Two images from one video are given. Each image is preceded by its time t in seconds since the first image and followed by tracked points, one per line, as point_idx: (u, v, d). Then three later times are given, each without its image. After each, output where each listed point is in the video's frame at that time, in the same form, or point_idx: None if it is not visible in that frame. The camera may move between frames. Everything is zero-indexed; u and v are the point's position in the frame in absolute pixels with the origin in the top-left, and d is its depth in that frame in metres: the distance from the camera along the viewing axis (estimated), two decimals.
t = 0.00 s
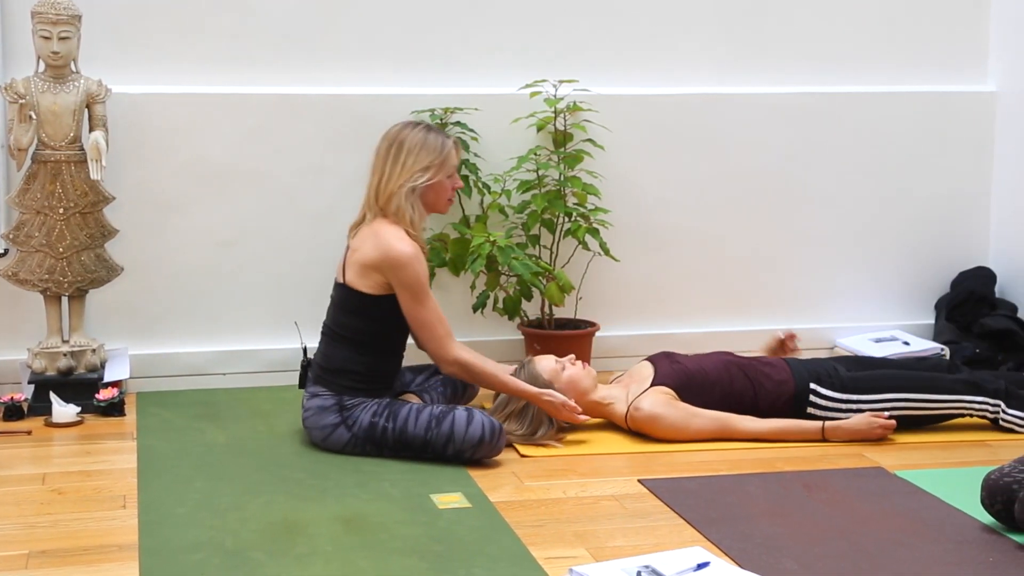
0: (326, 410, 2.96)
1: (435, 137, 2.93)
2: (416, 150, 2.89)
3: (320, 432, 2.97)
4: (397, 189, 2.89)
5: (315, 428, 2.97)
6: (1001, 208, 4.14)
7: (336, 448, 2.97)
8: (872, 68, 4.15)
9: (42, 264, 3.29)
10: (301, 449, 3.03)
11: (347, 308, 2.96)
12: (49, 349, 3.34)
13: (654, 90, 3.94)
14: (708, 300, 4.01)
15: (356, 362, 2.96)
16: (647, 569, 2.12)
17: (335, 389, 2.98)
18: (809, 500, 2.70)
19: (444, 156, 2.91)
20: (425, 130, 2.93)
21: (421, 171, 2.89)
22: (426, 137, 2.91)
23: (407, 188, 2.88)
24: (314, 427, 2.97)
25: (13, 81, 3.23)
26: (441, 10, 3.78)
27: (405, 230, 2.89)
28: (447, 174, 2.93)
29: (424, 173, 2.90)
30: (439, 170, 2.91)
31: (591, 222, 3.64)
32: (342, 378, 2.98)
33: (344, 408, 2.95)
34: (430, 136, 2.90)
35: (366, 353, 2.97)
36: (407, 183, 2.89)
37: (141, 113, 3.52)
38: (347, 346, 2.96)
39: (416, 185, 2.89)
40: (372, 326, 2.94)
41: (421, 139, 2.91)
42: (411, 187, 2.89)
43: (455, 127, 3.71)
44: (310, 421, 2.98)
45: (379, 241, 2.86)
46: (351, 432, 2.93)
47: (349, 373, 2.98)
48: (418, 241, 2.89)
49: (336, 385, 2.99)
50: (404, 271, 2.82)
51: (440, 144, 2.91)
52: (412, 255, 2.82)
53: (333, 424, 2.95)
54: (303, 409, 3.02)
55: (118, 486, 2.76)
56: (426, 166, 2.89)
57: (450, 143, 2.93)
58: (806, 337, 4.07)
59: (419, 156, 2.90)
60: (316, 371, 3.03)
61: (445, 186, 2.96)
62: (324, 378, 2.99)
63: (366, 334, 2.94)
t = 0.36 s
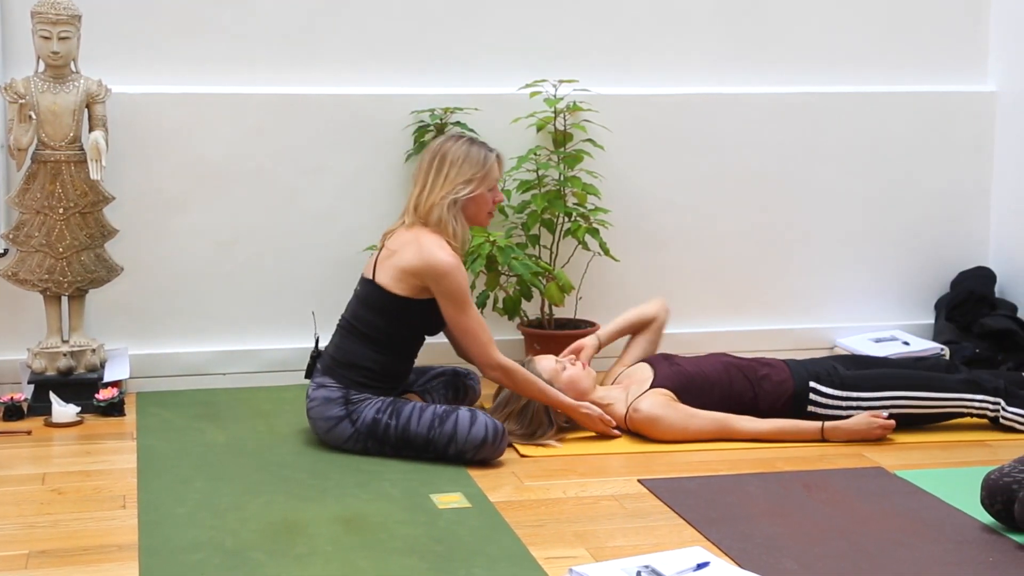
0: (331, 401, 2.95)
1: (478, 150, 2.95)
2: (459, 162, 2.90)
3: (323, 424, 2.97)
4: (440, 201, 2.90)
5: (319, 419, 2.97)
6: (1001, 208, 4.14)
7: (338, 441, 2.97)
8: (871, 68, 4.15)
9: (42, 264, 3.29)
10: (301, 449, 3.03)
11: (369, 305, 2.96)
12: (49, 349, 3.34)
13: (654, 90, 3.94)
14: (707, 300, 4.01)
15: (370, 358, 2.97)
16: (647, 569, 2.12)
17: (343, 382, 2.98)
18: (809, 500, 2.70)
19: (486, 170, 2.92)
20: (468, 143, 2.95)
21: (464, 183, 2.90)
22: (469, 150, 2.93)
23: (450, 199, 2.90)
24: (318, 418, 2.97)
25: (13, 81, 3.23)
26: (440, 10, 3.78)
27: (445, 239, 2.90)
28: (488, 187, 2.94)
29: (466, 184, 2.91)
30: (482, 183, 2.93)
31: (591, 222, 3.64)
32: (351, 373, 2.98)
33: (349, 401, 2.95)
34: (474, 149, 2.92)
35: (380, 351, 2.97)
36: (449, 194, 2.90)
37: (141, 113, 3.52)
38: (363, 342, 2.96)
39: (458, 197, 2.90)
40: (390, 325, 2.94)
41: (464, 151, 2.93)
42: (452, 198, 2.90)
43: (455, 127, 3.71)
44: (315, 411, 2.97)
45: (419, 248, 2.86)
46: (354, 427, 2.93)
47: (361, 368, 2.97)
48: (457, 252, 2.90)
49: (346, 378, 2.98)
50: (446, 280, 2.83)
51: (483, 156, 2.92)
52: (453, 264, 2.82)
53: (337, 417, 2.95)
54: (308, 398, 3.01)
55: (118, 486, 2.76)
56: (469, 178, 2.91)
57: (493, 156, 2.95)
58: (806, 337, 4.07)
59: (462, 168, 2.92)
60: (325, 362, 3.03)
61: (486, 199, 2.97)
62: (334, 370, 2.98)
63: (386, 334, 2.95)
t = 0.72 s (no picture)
0: (331, 398, 2.95)
1: (495, 160, 2.96)
2: (476, 171, 2.91)
3: (321, 420, 2.97)
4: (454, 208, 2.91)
5: (318, 416, 2.96)
6: (998, 208, 4.14)
7: (335, 438, 2.97)
8: (868, 67, 4.15)
9: (39, 264, 3.29)
10: (298, 449, 3.03)
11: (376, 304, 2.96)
12: (46, 349, 3.34)
13: (651, 90, 3.95)
14: (705, 300, 4.02)
15: (373, 357, 2.98)
16: (644, 569, 2.12)
17: (343, 379, 2.98)
18: (806, 500, 2.70)
19: (502, 180, 2.94)
20: (484, 153, 2.96)
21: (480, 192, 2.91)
22: (485, 160, 2.94)
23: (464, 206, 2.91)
24: (316, 414, 2.97)
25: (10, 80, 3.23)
26: (436, 10, 3.78)
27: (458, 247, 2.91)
28: (503, 198, 2.95)
29: (482, 194, 2.92)
30: (497, 193, 2.94)
31: (588, 222, 3.65)
32: (353, 370, 2.98)
33: (349, 398, 2.95)
34: (490, 159, 2.93)
35: (383, 350, 2.99)
36: (463, 203, 2.92)
37: (138, 113, 3.52)
38: (367, 340, 2.97)
39: (473, 205, 2.91)
40: (395, 326, 2.95)
41: (481, 161, 2.94)
42: (466, 207, 2.91)
43: (453, 127, 3.69)
44: (314, 407, 2.97)
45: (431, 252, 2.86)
46: (352, 424, 2.93)
47: (363, 366, 2.98)
48: (469, 260, 2.91)
49: (347, 375, 2.98)
50: (458, 285, 2.84)
51: (499, 167, 2.94)
52: (465, 272, 2.83)
53: (336, 413, 2.94)
54: (307, 393, 3.01)
55: (115, 486, 2.76)
56: (484, 188, 2.92)
57: (509, 168, 2.96)
58: (803, 337, 4.07)
59: (478, 178, 2.93)
60: (326, 358, 3.03)
61: (500, 209, 2.99)
62: (335, 366, 2.99)
63: (391, 334, 2.96)
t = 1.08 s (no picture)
0: (328, 396, 2.95)
1: (497, 164, 2.97)
2: (478, 177, 2.92)
3: (318, 419, 2.96)
4: (459, 213, 2.92)
5: (315, 414, 2.96)
6: (993, 208, 4.15)
7: (332, 437, 2.97)
8: (864, 67, 4.15)
9: (35, 264, 3.29)
10: (294, 449, 3.03)
11: (376, 304, 2.96)
12: (41, 349, 3.34)
13: (647, 90, 3.95)
14: (701, 300, 4.02)
15: (372, 356, 2.98)
16: (640, 569, 2.12)
17: (341, 378, 2.98)
18: (802, 500, 2.70)
19: (505, 185, 2.94)
20: (486, 157, 2.97)
21: (484, 198, 2.92)
22: (488, 164, 2.95)
23: (468, 212, 2.91)
24: (313, 413, 2.97)
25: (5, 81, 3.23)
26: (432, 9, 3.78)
27: (463, 252, 2.91)
28: (507, 202, 2.96)
29: (485, 199, 2.93)
30: (500, 198, 2.95)
31: (584, 222, 3.65)
32: (351, 369, 2.98)
33: (345, 397, 2.95)
34: (493, 163, 2.94)
35: (382, 350, 2.99)
36: (467, 208, 2.92)
37: (134, 113, 3.52)
38: (366, 339, 2.97)
39: (477, 211, 2.92)
40: (394, 326, 2.95)
41: (484, 166, 2.95)
42: (471, 212, 2.92)
43: (448, 127, 3.70)
44: (311, 406, 2.97)
45: (435, 257, 2.87)
46: (349, 423, 2.92)
47: (361, 366, 2.98)
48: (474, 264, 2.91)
49: (345, 374, 2.98)
50: (464, 288, 2.85)
51: (502, 171, 2.94)
52: (471, 276, 2.84)
53: (333, 412, 2.94)
54: (304, 392, 3.01)
55: (111, 486, 2.76)
56: (488, 193, 2.92)
57: (512, 171, 2.97)
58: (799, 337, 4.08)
59: (481, 183, 2.93)
60: (324, 357, 3.03)
61: (504, 214, 2.99)
62: (333, 364, 2.99)
63: (390, 333, 2.96)
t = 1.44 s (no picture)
0: (323, 396, 2.95)
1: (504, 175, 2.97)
2: (487, 189, 2.92)
3: (313, 418, 2.96)
4: (465, 224, 2.92)
5: (309, 413, 2.96)
6: (987, 208, 4.15)
7: (326, 436, 2.96)
8: (857, 67, 4.16)
9: (28, 264, 3.28)
10: (288, 449, 3.02)
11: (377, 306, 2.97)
12: (35, 350, 3.34)
13: (641, 90, 3.95)
14: (694, 300, 4.02)
15: (369, 358, 2.98)
16: (634, 569, 2.12)
17: (338, 378, 2.98)
18: (795, 499, 2.70)
19: (513, 197, 2.95)
20: (494, 168, 2.97)
21: (491, 210, 2.92)
22: (495, 175, 2.95)
23: (475, 223, 2.92)
24: (308, 412, 2.97)
25: None
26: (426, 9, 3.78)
27: (468, 261, 2.92)
28: (513, 213, 2.97)
29: (492, 211, 2.93)
30: (507, 210, 2.95)
31: (578, 221, 3.65)
32: (348, 369, 2.98)
33: (340, 397, 2.95)
34: (500, 174, 2.94)
35: (380, 352, 2.99)
36: (474, 219, 2.93)
37: (128, 113, 3.51)
38: (364, 341, 2.97)
39: (485, 223, 2.92)
40: (394, 330, 2.95)
41: (492, 177, 2.95)
42: (478, 223, 2.92)
43: (443, 128, 3.72)
44: (305, 405, 2.97)
45: (441, 267, 2.87)
46: (343, 423, 2.92)
47: (359, 367, 2.98)
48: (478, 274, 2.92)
49: (342, 374, 2.98)
50: (468, 299, 2.86)
51: (509, 182, 2.94)
52: (476, 288, 2.85)
53: (328, 411, 2.94)
54: (299, 391, 3.01)
55: (104, 487, 2.75)
56: (495, 205, 2.93)
57: (518, 182, 2.97)
58: (794, 336, 4.08)
59: (488, 195, 2.94)
60: (320, 356, 3.02)
61: (511, 224, 3.00)
62: (329, 364, 2.98)
63: (389, 336, 2.96)
